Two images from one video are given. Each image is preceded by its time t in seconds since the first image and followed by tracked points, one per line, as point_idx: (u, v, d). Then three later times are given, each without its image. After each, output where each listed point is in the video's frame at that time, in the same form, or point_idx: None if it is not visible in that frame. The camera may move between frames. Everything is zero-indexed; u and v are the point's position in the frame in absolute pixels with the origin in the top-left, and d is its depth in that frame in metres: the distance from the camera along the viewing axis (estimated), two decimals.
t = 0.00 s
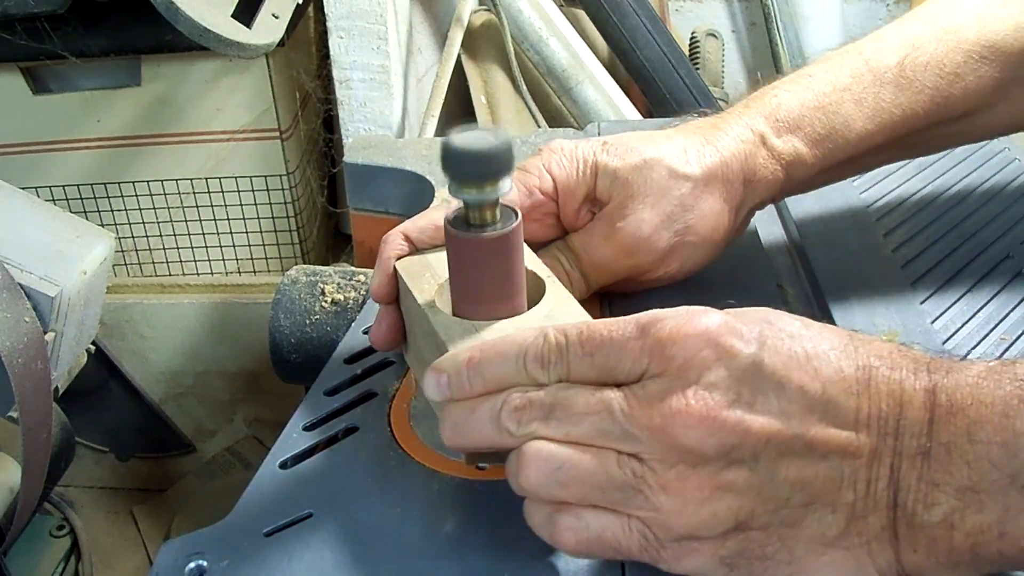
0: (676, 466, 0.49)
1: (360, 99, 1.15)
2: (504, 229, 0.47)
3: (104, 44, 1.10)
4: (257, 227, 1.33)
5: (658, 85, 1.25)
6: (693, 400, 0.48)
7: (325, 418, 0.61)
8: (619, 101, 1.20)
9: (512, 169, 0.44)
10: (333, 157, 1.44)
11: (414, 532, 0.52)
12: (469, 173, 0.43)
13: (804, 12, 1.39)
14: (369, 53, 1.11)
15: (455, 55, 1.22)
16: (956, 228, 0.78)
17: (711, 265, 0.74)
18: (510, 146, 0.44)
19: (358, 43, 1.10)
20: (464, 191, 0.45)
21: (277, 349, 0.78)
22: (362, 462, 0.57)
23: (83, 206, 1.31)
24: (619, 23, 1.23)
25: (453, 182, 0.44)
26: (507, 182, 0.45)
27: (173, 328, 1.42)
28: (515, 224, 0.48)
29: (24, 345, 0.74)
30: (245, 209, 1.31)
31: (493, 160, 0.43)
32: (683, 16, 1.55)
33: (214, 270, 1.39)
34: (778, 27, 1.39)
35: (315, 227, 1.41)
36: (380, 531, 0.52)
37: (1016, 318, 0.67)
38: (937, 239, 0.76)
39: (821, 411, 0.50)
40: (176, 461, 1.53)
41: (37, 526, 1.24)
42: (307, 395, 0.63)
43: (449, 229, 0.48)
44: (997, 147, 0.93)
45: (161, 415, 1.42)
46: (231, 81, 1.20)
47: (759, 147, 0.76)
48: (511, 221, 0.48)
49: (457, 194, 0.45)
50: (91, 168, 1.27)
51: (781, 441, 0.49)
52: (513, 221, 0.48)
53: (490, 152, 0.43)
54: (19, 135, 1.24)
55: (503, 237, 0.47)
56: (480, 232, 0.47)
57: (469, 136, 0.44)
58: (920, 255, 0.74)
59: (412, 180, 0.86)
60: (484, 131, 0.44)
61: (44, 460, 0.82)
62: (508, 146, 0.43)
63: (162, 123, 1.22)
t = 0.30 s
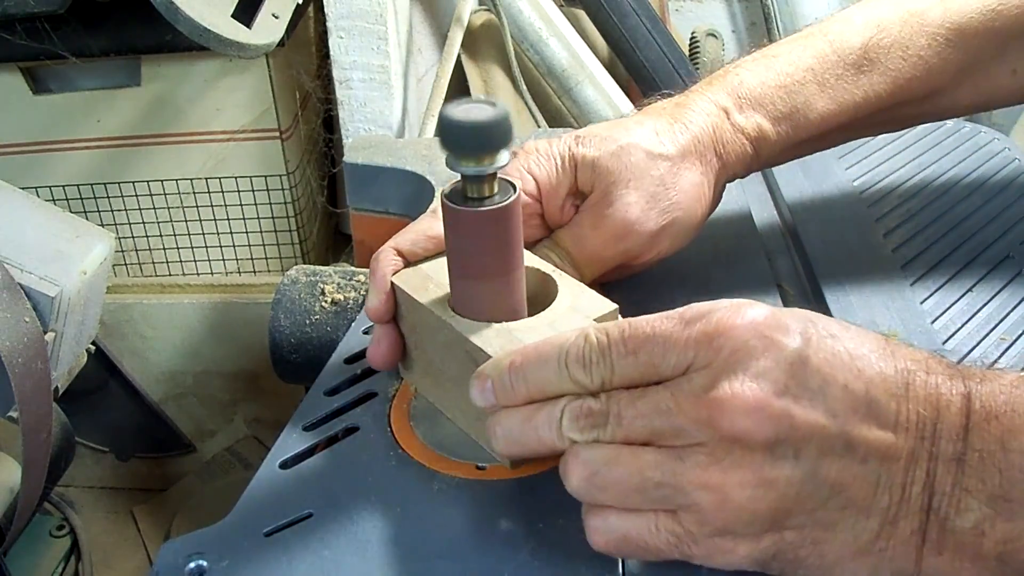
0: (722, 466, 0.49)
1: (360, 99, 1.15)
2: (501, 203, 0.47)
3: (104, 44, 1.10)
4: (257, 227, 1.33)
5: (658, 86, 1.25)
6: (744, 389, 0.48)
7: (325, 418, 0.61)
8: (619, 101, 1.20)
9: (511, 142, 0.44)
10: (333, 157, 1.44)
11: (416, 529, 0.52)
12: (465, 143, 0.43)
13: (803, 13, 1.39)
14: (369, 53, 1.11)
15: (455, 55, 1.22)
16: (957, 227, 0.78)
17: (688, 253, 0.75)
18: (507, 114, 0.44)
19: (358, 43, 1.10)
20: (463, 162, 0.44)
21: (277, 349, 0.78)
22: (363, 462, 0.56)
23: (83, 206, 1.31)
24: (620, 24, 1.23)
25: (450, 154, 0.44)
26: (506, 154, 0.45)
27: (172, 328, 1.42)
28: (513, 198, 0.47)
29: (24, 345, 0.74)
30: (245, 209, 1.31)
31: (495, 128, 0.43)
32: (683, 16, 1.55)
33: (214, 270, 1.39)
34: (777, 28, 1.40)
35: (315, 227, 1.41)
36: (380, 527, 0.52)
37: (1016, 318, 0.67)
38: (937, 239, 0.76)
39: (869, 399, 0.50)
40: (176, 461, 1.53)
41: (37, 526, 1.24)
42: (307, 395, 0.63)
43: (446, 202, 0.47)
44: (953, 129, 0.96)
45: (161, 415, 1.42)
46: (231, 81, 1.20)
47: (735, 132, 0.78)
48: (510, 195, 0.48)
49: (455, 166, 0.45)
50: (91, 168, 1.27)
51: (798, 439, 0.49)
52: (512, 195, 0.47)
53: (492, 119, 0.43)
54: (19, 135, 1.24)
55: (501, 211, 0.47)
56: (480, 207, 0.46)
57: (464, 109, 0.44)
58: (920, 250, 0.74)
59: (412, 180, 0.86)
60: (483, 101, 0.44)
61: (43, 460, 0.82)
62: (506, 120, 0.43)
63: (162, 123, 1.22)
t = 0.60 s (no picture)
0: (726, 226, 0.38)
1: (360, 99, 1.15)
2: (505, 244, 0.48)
3: (104, 43, 1.10)
4: (257, 227, 1.33)
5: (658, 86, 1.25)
6: (774, 144, 0.36)
7: (325, 418, 0.60)
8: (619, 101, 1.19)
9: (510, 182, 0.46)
10: (333, 157, 1.44)
11: (418, 526, 0.50)
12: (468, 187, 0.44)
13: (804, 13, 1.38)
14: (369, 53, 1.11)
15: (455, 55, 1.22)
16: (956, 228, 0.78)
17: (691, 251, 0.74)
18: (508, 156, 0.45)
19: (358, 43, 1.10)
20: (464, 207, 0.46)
21: (278, 349, 0.78)
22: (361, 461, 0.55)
23: (83, 206, 1.31)
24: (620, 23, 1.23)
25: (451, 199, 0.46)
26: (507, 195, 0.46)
27: (172, 327, 1.42)
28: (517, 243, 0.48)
29: (24, 345, 0.74)
30: (245, 209, 1.31)
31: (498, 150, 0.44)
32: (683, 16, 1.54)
33: (213, 270, 1.39)
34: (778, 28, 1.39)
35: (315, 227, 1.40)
36: (379, 525, 0.51)
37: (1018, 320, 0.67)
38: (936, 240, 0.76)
39: (956, 328, 0.39)
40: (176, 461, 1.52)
41: (36, 526, 1.24)
42: (306, 395, 0.62)
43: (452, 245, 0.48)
44: (952, 130, 0.96)
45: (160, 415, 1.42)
46: (231, 80, 1.20)
47: (757, 14, 0.73)
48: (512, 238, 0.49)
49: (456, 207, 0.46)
50: (92, 168, 1.27)
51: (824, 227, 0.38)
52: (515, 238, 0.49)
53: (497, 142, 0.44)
54: (20, 135, 1.24)
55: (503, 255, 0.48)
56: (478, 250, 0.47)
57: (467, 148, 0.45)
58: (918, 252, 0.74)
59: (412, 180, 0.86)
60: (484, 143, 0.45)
61: (43, 460, 0.82)
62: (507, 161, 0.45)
63: (162, 123, 1.23)
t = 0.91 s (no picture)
0: None
1: (359, 99, 1.15)
2: (504, 248, 0.47)
3: (104, 43, 1.10)
4: (257, 227, 1.33)
5: (658, 85, 1.25)
6: None
7: (325, 418, 0.60)
8: (620, 101, 1.19)
9: (513, 190, 0.44)
10: (333, 157, 1.44)
11: (418, 526, 0.50)
12: (470, 191, 0.43)
13: (803, 12, 1.38)
14: (369, 53, 1.11)
15: (456, 55, 1.22)
16: (954, 228, 0.78)
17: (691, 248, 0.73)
18: (510, 162, 0.44)
19: (358, 43, 1.10)
20: (465, 211, 0.44)
21: (277, 349, 0.78)
22: (360, 460, 0.55)
23: (83, 206, 1.31)
24: (619, 23, 1.23)
25: (453, 203, 0.44)
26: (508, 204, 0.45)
27: (172, 327, 1.42)
28: (515, 244, 0.48)
29: (24, 345, 0.74)
30: (245, 209, 1.31)
31: (495, 178, 0.43)
32: (683, 15, 1.55)
33: (214, 270, 1.39)
34: (778, 28, 1.39)
35: (315, 227, 1.40)
36: (378, 526, 0.50)
37: (1017, 319, 0.66)
38: (934, 240, 0.75)
39: None
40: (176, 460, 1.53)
41: (37, 526, 1.24)
42: (306, 394, 0.62)
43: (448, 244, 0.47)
44: (952, 129, 0.96)
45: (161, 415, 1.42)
46: (231, 81, 1.20)
47: None
48: (511, 242, 0.48)
49: (457, 214, 0.45)
50: (92, 168, 1.27)
51: None
52: (513, 241, 0.48)
53: (495, 169, 0.43)
54: (20, 134, 1.24)
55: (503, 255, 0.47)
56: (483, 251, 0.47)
57: (466, 157, 0.44)
58: (916, 251, 0.74)
59: (413, 181, 0.86)
60: (487, 151, 0.45)
61: (43, 460, 0.82)
62: (509, 168, 0.44)
63: (162, 123, 1.23)
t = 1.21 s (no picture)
0: None
1: (360, 99, 1.15)
2: (503, 248, 0.47)
3: (104, 43, 1.10)
4: (257, 228, 1.33)
5: (658, 85, 1.25)
6: None
7: (325, 418, 0.60)
8: (620, 101, 1.19)
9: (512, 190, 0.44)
10: (333, 157, 1.44)
11: (418, 526, 0.50)
12: (469, 195, 0.43)
13: (803, 12, 1.38)
14: (370, 53, 1.11)
15: (455, 55, 1.22)
16: (955, 229, 0.78)
17: (692, 248, 0.73)
18: (510, 163, 0.44)
19: (358, 43, 1.10)
20: (465, 212, 0.44)
21: (277, 349, 0.78)
22: (360, 460, 0.55)
23: (83, 206, 1.31)
24: (619, 23, 1.23)
25: (454, 203, 0.44)
26: (507, 203, 0.45)
27: (172, 327, 1.42)
28: (514, 244, 0.47)
29: (24, 344, 0.74)
30: (245, 209, 1.31)
31: (494, 177, 0.43)
32: (683, 15, 1.55)
33: (214, 270, 1.39)
34: (778, 28, 1.39)
35: (315, 227, 1.40)
36: (378, 526, 0.50)
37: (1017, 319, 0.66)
38: (934, 241, 0.75)
39: None
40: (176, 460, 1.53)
41: (37, 525, 1.24)
42: (306, 394, 0.62)
43: (448, 244, 0.47)
44: (951, 130, 0.96)
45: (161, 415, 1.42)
46: (230, 81, 1.20)
47: None
48: (510, 242, 0.48)
49: (457, 214, 0.45)
50: (92, 168, 1.27)
51: None
52: (512, 241, 0.48)
53: (493, 168, 0.43)
54: (20, 134, 1.24)
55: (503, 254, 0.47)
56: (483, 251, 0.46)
57: (464, 157, 0.44)
58: (916, 250, 0.73)
59: (414, 181, 0.86)
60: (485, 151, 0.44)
61: (43, 460, 0.82)
62: (509, 168, 0.43)
63: (163, 123, 1.23)
